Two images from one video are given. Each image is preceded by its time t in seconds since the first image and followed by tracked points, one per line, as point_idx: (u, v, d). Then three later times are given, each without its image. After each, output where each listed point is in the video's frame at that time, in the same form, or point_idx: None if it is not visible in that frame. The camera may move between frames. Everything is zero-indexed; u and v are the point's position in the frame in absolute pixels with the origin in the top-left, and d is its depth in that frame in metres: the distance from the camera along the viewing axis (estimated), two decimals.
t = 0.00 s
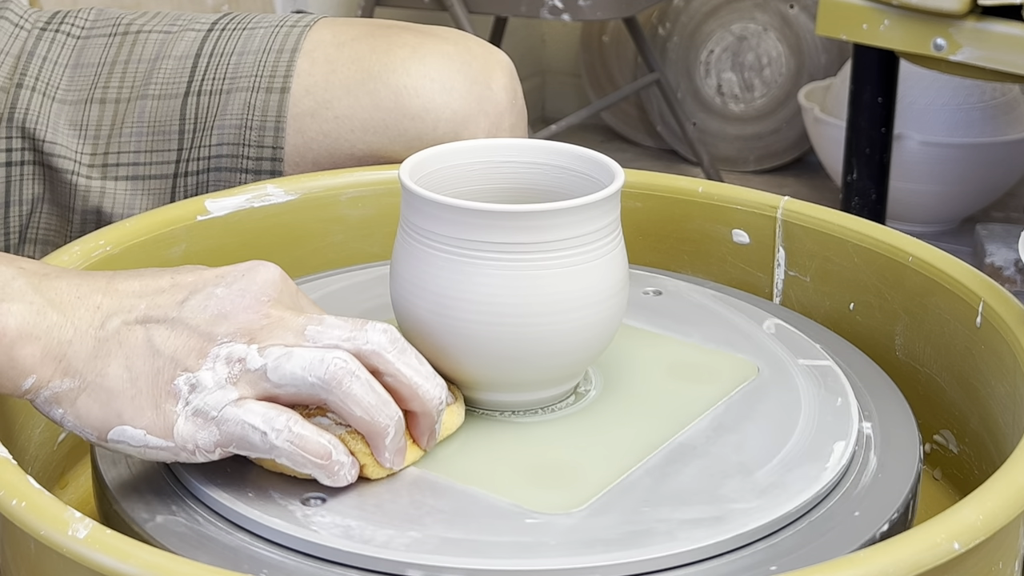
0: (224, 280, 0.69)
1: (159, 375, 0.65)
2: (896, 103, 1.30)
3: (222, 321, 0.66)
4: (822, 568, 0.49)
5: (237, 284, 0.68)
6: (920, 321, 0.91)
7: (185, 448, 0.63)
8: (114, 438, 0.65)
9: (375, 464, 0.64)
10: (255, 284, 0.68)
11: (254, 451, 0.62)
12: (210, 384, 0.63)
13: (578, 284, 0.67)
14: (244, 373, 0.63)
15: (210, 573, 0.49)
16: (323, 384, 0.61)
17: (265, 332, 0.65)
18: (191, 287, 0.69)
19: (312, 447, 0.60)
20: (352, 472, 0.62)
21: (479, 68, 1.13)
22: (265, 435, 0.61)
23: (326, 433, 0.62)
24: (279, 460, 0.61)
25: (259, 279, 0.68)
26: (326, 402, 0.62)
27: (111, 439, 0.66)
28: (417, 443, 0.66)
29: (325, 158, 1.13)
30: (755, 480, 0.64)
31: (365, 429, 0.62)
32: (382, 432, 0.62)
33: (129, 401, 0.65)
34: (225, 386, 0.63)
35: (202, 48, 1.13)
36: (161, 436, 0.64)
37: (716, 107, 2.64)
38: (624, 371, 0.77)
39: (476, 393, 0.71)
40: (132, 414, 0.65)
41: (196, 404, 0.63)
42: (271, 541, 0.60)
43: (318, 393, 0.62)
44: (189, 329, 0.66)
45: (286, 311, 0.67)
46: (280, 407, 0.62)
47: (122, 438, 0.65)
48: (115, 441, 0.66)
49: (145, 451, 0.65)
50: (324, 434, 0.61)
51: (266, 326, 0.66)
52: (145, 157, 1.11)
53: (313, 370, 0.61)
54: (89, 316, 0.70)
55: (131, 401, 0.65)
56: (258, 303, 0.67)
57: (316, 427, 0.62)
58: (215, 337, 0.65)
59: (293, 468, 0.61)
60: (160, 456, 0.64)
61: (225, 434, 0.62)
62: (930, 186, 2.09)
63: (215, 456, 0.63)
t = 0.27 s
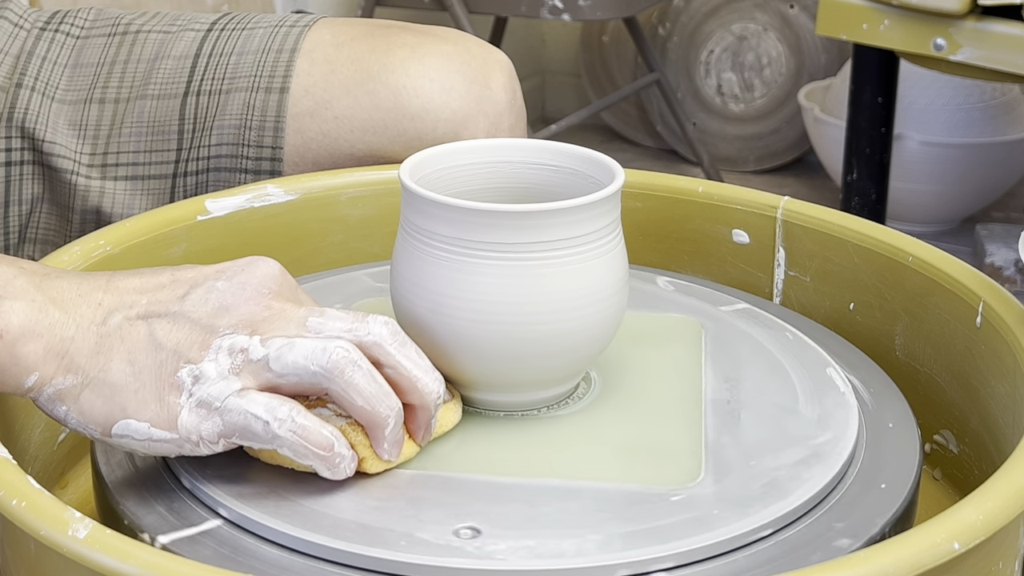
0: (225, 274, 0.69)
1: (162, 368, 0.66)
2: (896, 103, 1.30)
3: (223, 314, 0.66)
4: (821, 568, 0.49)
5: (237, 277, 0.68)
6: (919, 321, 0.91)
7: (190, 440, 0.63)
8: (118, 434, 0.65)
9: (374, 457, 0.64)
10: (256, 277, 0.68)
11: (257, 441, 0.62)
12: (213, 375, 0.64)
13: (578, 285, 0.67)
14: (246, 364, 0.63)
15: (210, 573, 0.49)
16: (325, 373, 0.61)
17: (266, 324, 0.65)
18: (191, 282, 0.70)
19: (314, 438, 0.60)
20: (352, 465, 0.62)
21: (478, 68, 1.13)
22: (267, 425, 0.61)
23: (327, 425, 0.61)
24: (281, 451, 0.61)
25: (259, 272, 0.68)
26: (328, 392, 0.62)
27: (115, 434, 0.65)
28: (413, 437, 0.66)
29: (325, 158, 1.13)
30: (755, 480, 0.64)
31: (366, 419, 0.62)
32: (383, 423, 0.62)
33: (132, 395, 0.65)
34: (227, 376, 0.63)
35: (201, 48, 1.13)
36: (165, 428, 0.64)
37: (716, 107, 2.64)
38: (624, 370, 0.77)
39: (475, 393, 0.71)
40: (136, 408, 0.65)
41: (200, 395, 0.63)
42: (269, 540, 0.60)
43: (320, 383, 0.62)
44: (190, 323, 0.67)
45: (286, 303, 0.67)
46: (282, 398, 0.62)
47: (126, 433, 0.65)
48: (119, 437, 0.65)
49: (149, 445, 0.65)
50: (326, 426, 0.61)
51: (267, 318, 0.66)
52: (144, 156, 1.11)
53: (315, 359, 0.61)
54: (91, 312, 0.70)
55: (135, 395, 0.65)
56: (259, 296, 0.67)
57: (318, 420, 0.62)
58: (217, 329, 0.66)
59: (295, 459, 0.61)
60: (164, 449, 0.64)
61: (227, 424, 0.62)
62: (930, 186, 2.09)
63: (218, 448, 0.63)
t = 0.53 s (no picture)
0: (217, 253, 0.69)
1: (166, 353, 0.65)
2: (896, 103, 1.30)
3: (221, 292, 0.66)
4: (821, 568, 0.49)
5: (230, 255, 0.68)
6: (920, 321, 0.91)
7: (198, 420, 0.63)
8: (128, 423, 0.65)
9: (374, 443, 0.64)
10: (249, 254, 0.68)
11: (268, 423, 0.62)
12: (218, 355, 0.63)
13: (578, 286, 0.67)
14: (250, 344, 0.63)
15: (210, 573, 0.49)
16: (335, 354, 0.62)
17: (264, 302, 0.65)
18: (184, 266, 0.69)
19: (326, 421, 0.61)
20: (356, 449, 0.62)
21: (478, 68, 1.13)
22: (279, 406, 0.61)
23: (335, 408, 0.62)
24: (291, 433, 0.61)
25: (252, 249, 0.68)
26: (334, 374, 0.63)
27: (125, 423, 0.65)
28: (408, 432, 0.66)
29: (325, 159, 1.13)
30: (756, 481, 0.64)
31: (371, 403, 0.63)
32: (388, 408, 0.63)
33: (139, 382, 0.65)
34: (231, 357, 0.63)
35: (202, 48, 1.13)
36: (173, 411, 0.64)
37: (716, 107, 2.64)
38: (623, 370, 0.77)
39: (475, 393, 0.71)
40: (143, 394, 0.65)
41: (207, 375, 0.63)
42: (269, 539, 0.60)
43: (329, 364, 0.62)
44: (189, 304, 0.66)
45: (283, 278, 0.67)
46: (291, 378, 0.62)
47: (136, 421, 0.65)
48: (129, 426, 0.65)
49: (160, 430, 0.64)
50: (336, 409, 0.62)
51: (265, 293, 0.66)
52: (144, 156, 1.11)
53: (325, 340, 0.62)
54: (89, 311, 0.70)
55: (141, 382, 0.65)
56: (256, 272, 0.67)
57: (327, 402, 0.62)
58: (218, 307, 0.65)
59: (305, 442, 0.61)
60: (175, 433, 0.64)
61: (237, 404, 0.62)
62: (930, 186, 2.09)
63: (227, 429, 0.63)
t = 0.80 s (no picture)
0: (223, 263, 0.68)
1: (166, 365, 0.66)
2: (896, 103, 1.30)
3: (224, 307, 0.66)
4: (821, 568, 0.49)
5: (237, 266, 0.67)
6: (920, 321, 0.91)
7: (197, 434, 0.64)
8: (129, 434, 0.66)
9: (366, 449, 0.64)
10: (255, 266, 0.67)
11: (258, 435, 0.62)
12: (216, 369, 0.64)
13: (578, 286, 0.67)
14: (249, 357, 0.63)
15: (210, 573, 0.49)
16: (325, 369, 0.61)
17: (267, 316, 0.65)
18: (190, 274, 0.69)
19: (314, 434, 0.60)
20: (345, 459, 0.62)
21: (478, 68, 1.13)
22: (266, 419, 0.61)
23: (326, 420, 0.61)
24: (280, 444, 0.61)
25: (259, 260, 0.67)
26: (327, 388, 0.62)
27: (125, 434, 0.66)
28: (402, 435, 0.66)
29: (325, 158, 1.13)
30: (756, 482, 0.64)
31: (363, 416, 0.62)
32: (380, 420, 0.63)
33: (140, 394, 0.65)
34: (230, 370, 0.63)
35: (202, 48, 1.13)
36: (174, 425, 0.64)
37: (716, 107, 2.64)
38: (623, 371, 0.77)
39: (475, 393, 0.71)
40: (144, 407, 0.65)
41: (204, 389, 0.63)
42: (269, 540, 0.60)
43: (320, 378, 0.62)
44: (192, 318, 0.66)
45: (288, 293, 0.67)
46: (282, 391, 0.62)
47: (136, 432, 0.65)
48: (130, 437, 0.66)
49: (160, 443, 0.65)
50: (327, 421, 0.61)
51: (268, 310, 0.65)
52: (144, 156, 1.11)
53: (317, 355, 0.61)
54: (93, 316, 0.69)
55: (143, 394, 0.65)
56: (259, 286, 0.66)
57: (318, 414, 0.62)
58: (219, 323, 0.65)
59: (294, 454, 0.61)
60: (175, 446, 0.64)
61: (231, 417, 0.62)
62: (930, 186, 2.09)
63: (225, 443, 0.64)
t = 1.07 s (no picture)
0: (227, 268, 0.68)
1: (169, 369, 0.66)
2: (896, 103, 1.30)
3: (227, 311, 0.66)
4: (822, 568, 0.49)
5: (239, 271, 0.67)
6: (920, 321, 0.91)
7: (201, 439, 0.64)
8: (131, 437, 0.66)
9: (371, 445, 0.64)
10: (258, 271, 0.67)
11: (263, 435, 0.62)
12: (220, 373, 0.64)
13: (578, 285, 0.67)
14: (251, 360, 0.63)
15: (210, 573, 0.49)
16: (328, 369, 0.61)
17: (269, 321, 0.65)
18: (193, 278, 0.69)
19: (319, 431, 0.61)
20: (351, 455, 0.63)
21: (478, 68, 1.13)
22: (270, 418, 0.61)
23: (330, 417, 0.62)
24: (286, 443, 0.61)
25: (261, 264, 0.68)
26: (331, 388, 0.62)
27: (126, 437, 0.66)
28: (406, 430, 0.66)
29: (325, 158, 1.13)
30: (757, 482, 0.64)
31: (367, 414, 0.63)
32: (384, 417, 0.63)
33: (142, 398, 0.65)
34: (233, 373, 0.63)
35: (202, 48, 1.13)
36: (176, 429, 0.64)
37: (716, 107, 2.64)
38: (623, 371, 0.77)
39: (475, 394, 0.71)
40: (146, 411, 0.65)
41: (207, 394, 0.63)
42: (269, 539, 0.60)
43: (322, 378, 0.62)
44: (196, 323, 0.66)
45: (290, 296, 0.67)
46: (285, 391, 0.62)
47: (137, 436, 0.65)
48: (132, 440, 0.66)
49: (162, 447, 0.65)
50: (330, 418, 0.62)
51: (272, 315, 0.66)
52: (144, 156, 1.11)
53: (319, 354, 0.61)
54: (95, 318, 0.70)
55: (145, 398, 0.65)
56: (261, 290, 0.67)
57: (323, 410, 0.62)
58: (222, 328, 0.65)
59: (300, 451, 0.61)
60: (177, 450, 0.64)
61: (235, 420, 0.62)
62: (930, 186, 2.09)
63: (229, 446, 0.64)
